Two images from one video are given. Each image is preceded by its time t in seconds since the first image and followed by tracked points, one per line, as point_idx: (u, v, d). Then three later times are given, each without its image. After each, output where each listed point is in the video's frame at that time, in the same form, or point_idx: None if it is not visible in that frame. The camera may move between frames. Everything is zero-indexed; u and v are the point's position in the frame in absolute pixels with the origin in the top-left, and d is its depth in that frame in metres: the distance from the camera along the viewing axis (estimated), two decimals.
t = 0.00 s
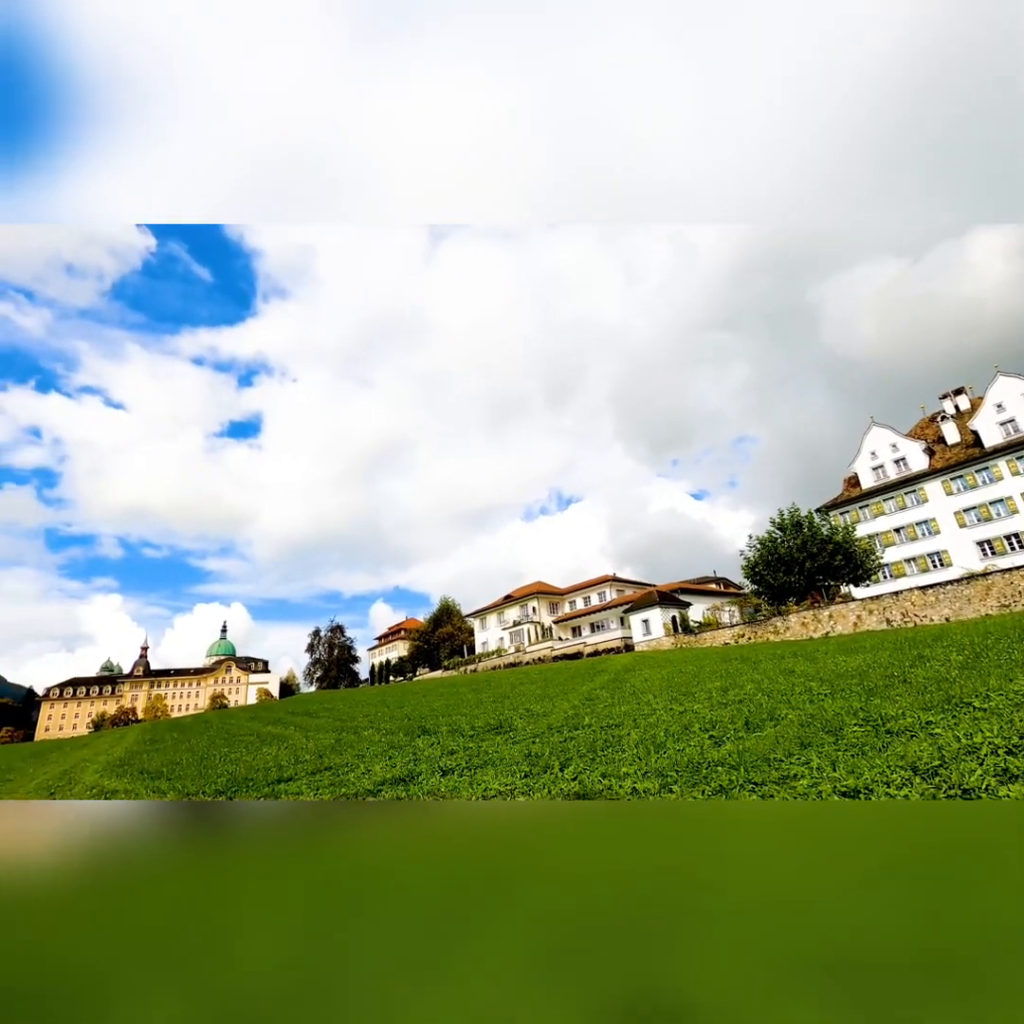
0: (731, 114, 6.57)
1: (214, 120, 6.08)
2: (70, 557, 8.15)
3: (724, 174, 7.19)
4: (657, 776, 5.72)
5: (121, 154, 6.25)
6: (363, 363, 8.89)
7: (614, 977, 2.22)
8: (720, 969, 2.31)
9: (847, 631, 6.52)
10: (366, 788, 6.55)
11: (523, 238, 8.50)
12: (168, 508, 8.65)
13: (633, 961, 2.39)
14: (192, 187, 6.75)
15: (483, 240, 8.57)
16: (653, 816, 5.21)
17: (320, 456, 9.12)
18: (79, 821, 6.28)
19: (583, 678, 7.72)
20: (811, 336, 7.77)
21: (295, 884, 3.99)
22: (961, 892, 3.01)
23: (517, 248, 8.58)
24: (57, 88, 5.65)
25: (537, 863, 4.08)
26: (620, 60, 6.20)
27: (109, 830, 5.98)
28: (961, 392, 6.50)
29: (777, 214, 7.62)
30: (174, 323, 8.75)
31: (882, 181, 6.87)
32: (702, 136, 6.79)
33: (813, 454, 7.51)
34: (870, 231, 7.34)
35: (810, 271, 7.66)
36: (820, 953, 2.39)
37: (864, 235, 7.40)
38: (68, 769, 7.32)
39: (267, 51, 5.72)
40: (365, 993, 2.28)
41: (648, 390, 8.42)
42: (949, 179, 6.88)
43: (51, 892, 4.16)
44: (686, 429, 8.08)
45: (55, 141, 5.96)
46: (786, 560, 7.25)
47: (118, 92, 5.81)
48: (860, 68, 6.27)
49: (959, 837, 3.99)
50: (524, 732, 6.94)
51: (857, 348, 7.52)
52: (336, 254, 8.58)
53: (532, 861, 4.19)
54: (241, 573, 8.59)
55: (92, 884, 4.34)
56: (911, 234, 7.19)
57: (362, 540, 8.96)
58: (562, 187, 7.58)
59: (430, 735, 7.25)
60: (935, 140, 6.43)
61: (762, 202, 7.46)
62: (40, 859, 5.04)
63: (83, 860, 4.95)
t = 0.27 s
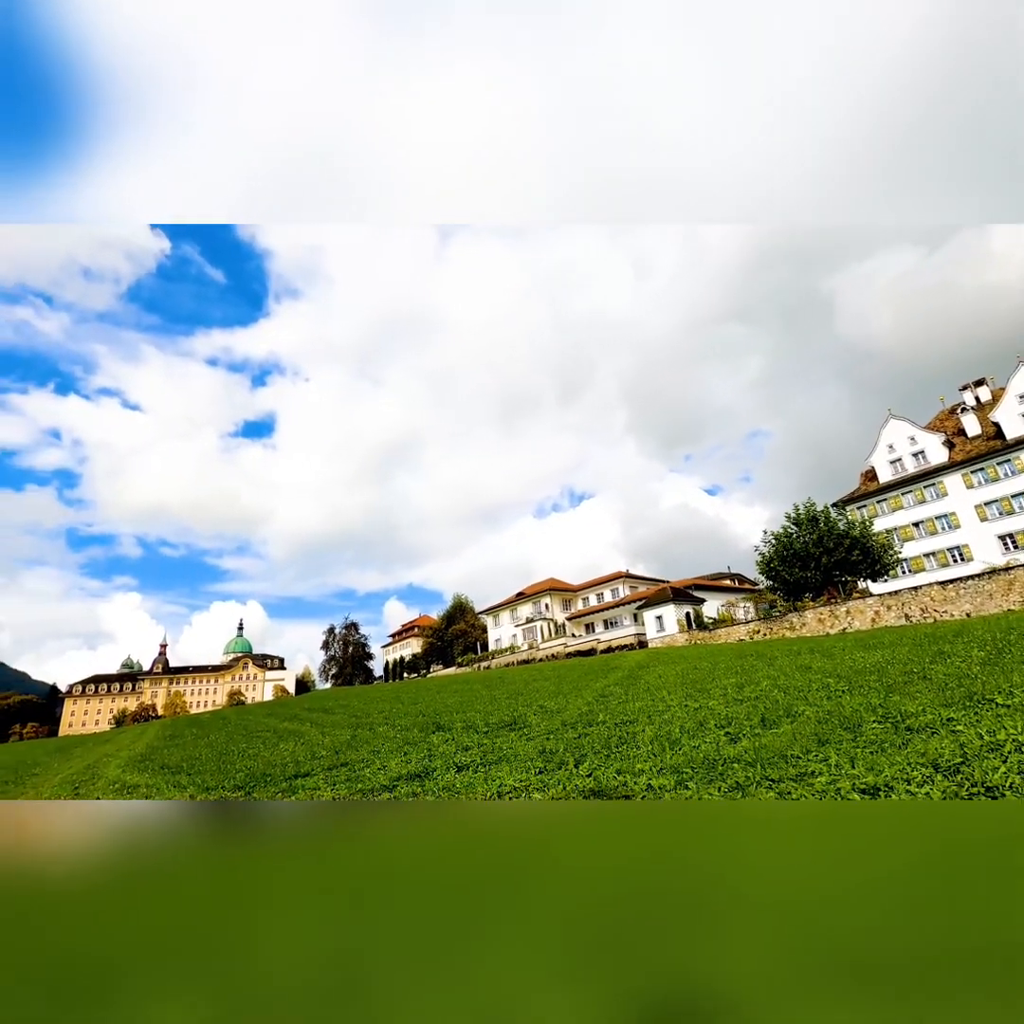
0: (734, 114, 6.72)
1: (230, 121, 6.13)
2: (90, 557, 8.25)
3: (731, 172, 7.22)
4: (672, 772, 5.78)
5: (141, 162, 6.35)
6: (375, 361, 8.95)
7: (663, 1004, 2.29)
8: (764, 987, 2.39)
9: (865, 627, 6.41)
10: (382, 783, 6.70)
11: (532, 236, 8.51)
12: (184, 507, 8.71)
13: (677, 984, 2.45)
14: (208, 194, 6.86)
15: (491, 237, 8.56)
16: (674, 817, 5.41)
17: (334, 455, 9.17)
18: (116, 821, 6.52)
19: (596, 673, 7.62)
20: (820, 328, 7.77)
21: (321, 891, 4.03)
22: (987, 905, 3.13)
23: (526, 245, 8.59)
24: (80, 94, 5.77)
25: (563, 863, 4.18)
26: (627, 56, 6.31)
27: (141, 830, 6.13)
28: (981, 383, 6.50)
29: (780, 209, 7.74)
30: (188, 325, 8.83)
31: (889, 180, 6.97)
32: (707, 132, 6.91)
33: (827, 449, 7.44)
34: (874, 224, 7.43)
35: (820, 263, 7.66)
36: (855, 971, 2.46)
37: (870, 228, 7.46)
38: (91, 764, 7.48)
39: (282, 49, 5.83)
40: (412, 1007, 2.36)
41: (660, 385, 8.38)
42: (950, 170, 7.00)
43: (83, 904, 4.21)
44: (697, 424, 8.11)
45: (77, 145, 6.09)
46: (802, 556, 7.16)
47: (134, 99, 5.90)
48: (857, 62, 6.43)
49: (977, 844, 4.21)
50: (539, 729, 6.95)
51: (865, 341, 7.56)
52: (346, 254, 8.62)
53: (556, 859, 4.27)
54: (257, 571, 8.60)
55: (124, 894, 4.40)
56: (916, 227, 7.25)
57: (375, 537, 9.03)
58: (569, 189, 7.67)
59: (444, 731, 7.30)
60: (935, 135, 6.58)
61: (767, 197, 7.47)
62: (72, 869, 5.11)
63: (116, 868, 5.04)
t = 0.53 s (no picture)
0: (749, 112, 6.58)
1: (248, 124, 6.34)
2: (111, 557, 8.38)
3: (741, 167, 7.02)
4: (688, 770, 6.03)
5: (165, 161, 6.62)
6: (386, 360, 8.98)
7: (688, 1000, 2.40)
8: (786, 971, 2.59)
9: (884, 624, 6.37)
10: (398, 780, 6.89)
11: (544, 232, 8.53)
12: (201, 507, 8.77)
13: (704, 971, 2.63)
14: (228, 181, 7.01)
15: (500, 235, 8.58)
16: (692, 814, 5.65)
17: (346, 454, 9.18)
18: (139, 821, 6.54)
19: (608, 670, 7.55)
20: (834, 322, 7.70)
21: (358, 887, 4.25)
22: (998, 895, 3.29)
23: (537, 242, 8.61)
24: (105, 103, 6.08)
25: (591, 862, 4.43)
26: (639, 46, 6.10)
27: (172, 823, 6.38)
28: (1003, 374, 6.38)
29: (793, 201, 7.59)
30: (202, 328, 8.90)
31: (906, 176, 6.80)
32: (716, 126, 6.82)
33: (846, 443, 7.30)
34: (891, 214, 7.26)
35: (833, 259, 7.62)
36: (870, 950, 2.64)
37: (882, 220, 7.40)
38: (115, 759, 7.63)
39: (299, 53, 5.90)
40: (450, 999, 2.53)
41: (673, 379, 8.34)
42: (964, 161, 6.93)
43: (137, 892, 4.47)
44: (709, 420, 8.06)
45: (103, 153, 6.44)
46: (818, 551, 7.04)
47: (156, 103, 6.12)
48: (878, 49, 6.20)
49: (993, 844, 4.30)
50: (554, 726, 7.03)
51: (881, 333, 7.47)
52: (357, 254, 8.67)
53: (583, 862, 4.49)
54: (272, 570, 8.59)
55: (174, 883, 4.67)
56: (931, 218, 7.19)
57: (389, 535, 9.05)
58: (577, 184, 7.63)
59: (460, 728, 7.38)
60: (954, 126, 6.37)
61: (781, 191, 7.31)
62: (116, 858, 5.36)
63: (158, 856, 5.28)
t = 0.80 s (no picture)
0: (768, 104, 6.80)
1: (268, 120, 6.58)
2: (131, 558, 8.46)
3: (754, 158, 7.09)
4: (705, 769, 6.08)
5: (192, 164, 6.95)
6: (399, 359, 9.03)
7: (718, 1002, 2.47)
8: (821, 975, 2.65)
9: (905, 621, 6.31)
10: (413, 777, 6.99)
11: (556, 231, 8.58)
12: (219, 507, 8.79)
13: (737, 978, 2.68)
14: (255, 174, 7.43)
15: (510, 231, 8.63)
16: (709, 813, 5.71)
17: (358, 454, 9.21)
18: (166, 822, 6.63)
19: (623, 669, 7.49)
20: (849, 313, 7.62)
21: (382, 889, 4.36)
22: (1023, 899, 3.35)
23: (548, 240, 8.66)
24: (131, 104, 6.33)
25: (613, 860, 4.52)
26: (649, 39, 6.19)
27: (197, 824, 6.49)
28: None
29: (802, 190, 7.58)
30: (218, 331, 8.99)
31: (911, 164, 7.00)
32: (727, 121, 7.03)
33: (864, 437, 7.21)
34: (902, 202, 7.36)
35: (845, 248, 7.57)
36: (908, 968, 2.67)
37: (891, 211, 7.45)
38: (136, 757, 7.75)
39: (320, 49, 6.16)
40: (478, 1006, 2.56)
41: (686, 374, 8.31)
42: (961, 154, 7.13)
43: (171, 892, 4.57)
44: (721, 415, 8.05)
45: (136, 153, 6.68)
46: (836, 547, 7.02)
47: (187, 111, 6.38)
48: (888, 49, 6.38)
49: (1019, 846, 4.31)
50: (568, 724, 7.06)
51: (896, 324, 7.45)
52: (368, 254, 8.80)
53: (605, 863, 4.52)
54: (287, 570, 8.61)
55: (205, 882, 4.77)
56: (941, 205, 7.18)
57: (401, 533, 9.03)
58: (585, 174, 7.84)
59: (475, 727, 7.41)
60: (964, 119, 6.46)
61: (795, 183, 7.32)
62: (146, 858, 5.46)
63: (186, 858, 5.38)
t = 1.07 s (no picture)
0: (780, 103, 7.12)
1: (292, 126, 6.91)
2: (150, 558, 8.55)
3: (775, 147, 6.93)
4: (721, 767, 6.10)
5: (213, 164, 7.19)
6: (411, 358, 9.07)
7: (744, 996, 2.53)
8: (845, 970, 2.69)
9: (925, 619, 6.18)
10: (429, 775, 7.04)
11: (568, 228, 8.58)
12: (235, 507, 8.84)
13: (763, 974, 2.73)
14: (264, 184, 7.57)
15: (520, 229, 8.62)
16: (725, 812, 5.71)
17: (373, 453, 9.27)
18: (187, 820, 6.71)
19: (637, 668, 7.43)
20: (863, 306, 7.52)
21: (404, 889, 4.40)
22: None
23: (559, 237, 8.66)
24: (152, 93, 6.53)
25: (630, 861, 4.54)
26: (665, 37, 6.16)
27: (224, 819, 6.53)
28: None
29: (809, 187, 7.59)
30: (232, 334, 9.04)
31: (918, 160, 7.09)
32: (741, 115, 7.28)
33: (881, 432, 7.13)
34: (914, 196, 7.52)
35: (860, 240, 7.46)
36: (932, 963, 2.71)
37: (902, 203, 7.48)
38: (156, 754, 7.87)
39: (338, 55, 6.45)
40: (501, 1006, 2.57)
41: (700, 370, 8.26)
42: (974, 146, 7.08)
43: (201, 889, 4.67)
44: (735, 411, 7.99)
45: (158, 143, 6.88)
46: (855, 544, 6.87)
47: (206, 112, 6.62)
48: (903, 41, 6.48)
49: None
50: (583, 723, 7.08)
51: (915, 316, 7.35)
52: (380, 254, 8.85)
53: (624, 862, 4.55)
54: (303, 569, 8.67)
55: (233, 879, 4.87)
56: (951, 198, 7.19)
57: (415, 533, 9.08)
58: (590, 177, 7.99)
59: (489, 725, 7.45)
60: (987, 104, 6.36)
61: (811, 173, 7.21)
62: (174, 856, 5.54)
63: (210, 857, 5.47)
